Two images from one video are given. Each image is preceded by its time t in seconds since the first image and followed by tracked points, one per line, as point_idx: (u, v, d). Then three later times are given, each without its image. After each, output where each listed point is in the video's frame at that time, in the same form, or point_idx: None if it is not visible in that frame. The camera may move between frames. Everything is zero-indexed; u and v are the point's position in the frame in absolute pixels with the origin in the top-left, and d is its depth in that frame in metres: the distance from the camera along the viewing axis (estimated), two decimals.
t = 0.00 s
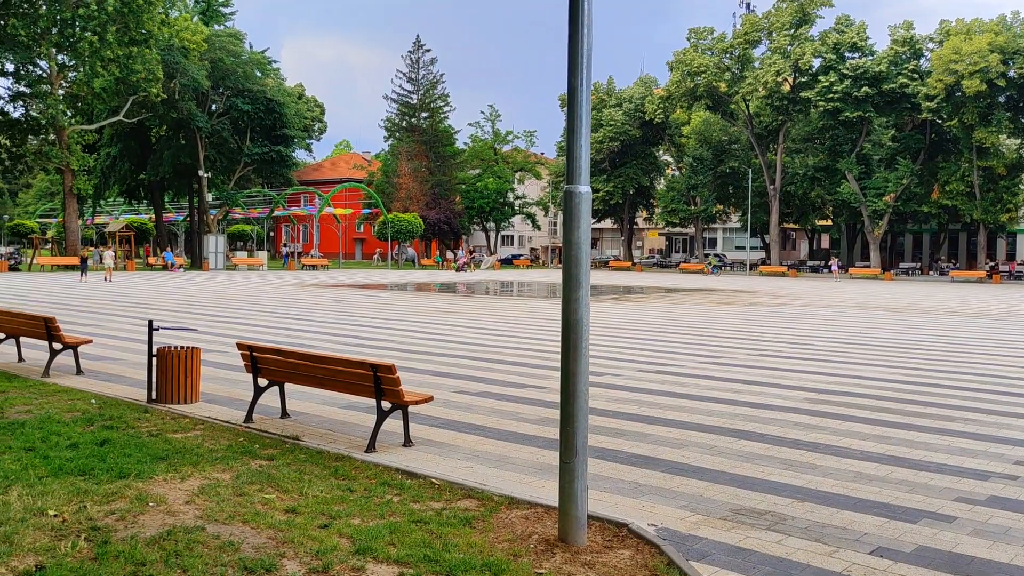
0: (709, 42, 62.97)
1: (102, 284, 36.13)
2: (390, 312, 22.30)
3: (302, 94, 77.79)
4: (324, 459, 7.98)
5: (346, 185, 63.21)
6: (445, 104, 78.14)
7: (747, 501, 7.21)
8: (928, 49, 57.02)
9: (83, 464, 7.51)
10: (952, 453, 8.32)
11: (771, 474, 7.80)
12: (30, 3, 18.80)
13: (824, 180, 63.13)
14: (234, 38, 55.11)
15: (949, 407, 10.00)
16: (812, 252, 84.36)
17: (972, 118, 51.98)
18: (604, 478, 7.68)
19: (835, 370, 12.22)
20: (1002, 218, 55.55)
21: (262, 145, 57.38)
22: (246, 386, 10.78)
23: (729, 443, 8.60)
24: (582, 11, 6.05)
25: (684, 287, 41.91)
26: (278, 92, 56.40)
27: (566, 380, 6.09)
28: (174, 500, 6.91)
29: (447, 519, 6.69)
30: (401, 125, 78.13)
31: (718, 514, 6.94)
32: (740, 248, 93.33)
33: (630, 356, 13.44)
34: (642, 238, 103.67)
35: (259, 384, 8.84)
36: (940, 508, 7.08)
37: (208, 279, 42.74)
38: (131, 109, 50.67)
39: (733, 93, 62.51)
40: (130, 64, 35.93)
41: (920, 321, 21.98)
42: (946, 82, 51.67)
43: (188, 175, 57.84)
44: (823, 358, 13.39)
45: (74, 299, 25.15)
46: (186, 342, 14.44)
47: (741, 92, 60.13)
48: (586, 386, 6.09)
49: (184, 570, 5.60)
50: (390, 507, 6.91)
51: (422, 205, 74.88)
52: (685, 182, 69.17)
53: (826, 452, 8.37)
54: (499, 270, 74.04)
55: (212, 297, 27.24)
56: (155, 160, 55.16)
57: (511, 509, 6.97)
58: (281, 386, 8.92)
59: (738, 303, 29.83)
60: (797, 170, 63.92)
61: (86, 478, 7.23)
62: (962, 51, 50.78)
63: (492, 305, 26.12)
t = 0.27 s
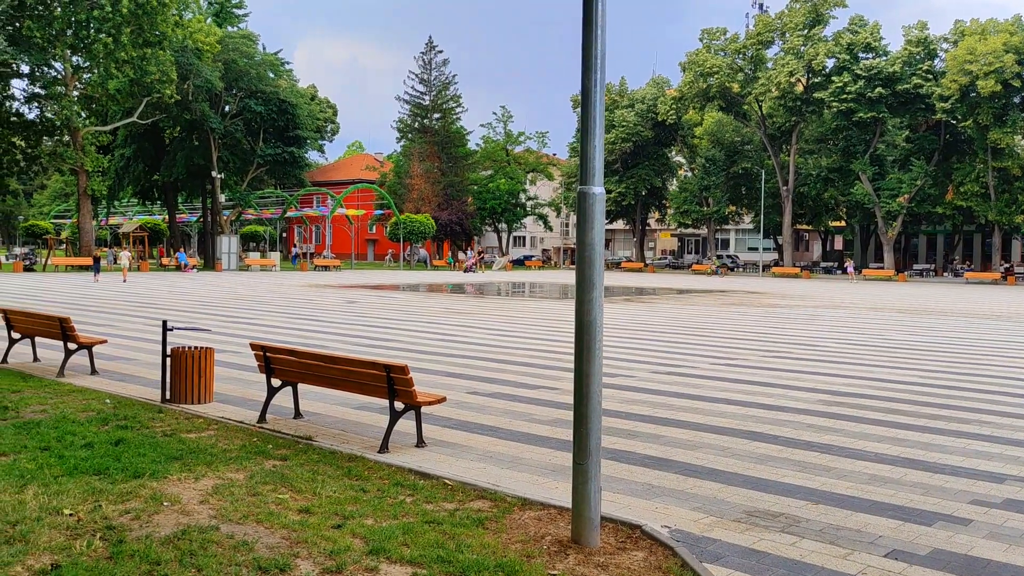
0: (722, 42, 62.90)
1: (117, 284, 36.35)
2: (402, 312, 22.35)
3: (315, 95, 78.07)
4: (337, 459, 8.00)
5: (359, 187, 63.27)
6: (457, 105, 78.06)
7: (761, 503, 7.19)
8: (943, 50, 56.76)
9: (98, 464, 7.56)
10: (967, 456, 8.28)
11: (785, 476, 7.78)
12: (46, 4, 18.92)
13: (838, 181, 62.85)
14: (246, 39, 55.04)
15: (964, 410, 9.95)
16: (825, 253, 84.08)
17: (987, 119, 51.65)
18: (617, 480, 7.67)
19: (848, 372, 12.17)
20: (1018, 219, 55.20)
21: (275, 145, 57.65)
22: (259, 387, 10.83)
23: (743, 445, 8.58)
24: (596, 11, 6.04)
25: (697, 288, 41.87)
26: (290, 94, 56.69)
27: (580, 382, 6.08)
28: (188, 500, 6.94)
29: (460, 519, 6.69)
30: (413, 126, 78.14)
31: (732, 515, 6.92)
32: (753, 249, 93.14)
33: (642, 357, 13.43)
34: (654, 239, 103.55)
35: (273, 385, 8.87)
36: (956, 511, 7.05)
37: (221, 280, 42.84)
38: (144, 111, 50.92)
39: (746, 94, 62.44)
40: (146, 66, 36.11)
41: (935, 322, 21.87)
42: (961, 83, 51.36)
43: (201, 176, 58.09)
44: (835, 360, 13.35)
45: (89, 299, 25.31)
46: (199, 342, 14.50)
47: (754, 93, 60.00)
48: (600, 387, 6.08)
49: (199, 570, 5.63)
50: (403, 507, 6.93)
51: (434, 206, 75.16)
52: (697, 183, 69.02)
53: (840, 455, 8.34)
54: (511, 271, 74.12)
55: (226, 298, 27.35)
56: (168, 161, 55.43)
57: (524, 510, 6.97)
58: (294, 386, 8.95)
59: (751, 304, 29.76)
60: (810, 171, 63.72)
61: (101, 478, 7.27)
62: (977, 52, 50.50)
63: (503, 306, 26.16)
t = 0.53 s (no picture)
0: (736, 43, 62.80)
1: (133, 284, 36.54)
2: (414, 313, 22.39)
3: (328, 96, 78.26)
4: (350, 459, 8.02)
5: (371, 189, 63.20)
6: (469, 106, 77.90)
7: (775, 505, 7.17)
8: (958, 50, 56.48)
9: (113, 463, 7.60)
10: (983, 459, 8.24)
11: (799, 478, 7.76)
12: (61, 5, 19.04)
13: (853, 183, 61.93)
14: (260, 41, 55.57)
15: (979, 412, 9.90)
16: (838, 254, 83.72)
17: (1003, 119, 51.25)
18: (631, 481, 7.66)
19: (861, 374, 12.12)
20: None
21: (288, 146, 57.86)
22: (273, 387, 10.87)
23: (757, 447, 8.56)
24: (610, 11, 6.03)
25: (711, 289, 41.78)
26: (304, 95, 56.87)
27: (593, 383, 6.08)
28: (203, 499, 6.97)
29: (473, 520, 6.69)
30: (426, 127, 78.26)
31: (746, 517, 6.90)
32: (766, 250, 92.94)
33: (655, 358, 13.41)
34: (666, 240, 103.39)
35: (287, 385, 8.90)
36: (971, 514, 7.01)
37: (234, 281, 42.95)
38: (159, 112, 51.24)
39: (759, 95, 62.36)
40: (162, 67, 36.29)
41: (950, 324, 21.76)
42: (976, 83, 51.03)
43: (215, 177, 58.35)
44: (848, 361, 13.30)
45: (104, 299, 25.47)
46: (213, 342, 14.56)
47: (767, 94, 59.87)
48: (613, 389, 6.07)
49: (214, 569, 5.66)
50: (417, 507, 6.94)
51: (447, 207, 75.17)
52: (710, 184, 68.85)
53: (854, 457, 8.30)
54: (524, 271, 74.13)
55: (240, 298, 27.46)
56: (182, 162, 55.70)
57: (537, 511, 6.97)
58: (308, 387, 8.98)
59: (765, 305, 29.66)
60: (824, 172, 63.52)
61: (117, 477, 7.31)
62: (993, 52, 50.16)
63: (515, 307, 26.16)
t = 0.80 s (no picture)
0: (749, 43, 62.62)
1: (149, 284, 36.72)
2: (427, 314, 22.43)
3: (341, 98, 78.41)
4: (364, 459, 8.05)
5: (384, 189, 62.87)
6: (482, 107, 77.82)
7: (788, 506, 7.15)
8: (973, 50, 56.12)
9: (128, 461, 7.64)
10: (998, 461, 8.19)
11: (812, 480, 7.74)
12: (77, 6, 19.15)
13: (866, 183, 61.85)
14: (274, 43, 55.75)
15: (994, 415, 9.85)
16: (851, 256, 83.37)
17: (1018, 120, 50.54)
18: (644, 482, 7.66)
19: (875, 375, 12.07)
20: None
21: (301, 147, 58.04)
22: (286, 386, 10.91)
23: (770, 448, 8.54)
24: (623, 12, 6.02)
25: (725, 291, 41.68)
26: (317, 96, 57.03)
27: (607, 384, 6.07)
28: (217, 498, 7.00)
29: (486, 520, 6.70)
30: (438, 128, 78.30)
31: (759, 519, 6.88)
32: (779, 251, 92.76)
33: (667, 359, 13.40)
34: (679, 242, 103.23)
35: (300, 385, 8.93)
36: (986, 516, 6.97)
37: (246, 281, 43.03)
38: (173, 112, 51.54)
39: (772, 95, 62.24)
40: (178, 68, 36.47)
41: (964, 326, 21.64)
42: (991, 84, 50.49)
43: (228, 178, 58.64)
44: (862, 363, 13.24)
45: (120, 300, 25.63)
46: (226, 341, 14.63)
47: (781, 94, 59.68)
48: (627, 390, 6.05)
49: (228, 567, 5.69)
50: (429, 507, 6.95)
51: (459, 208, 75.27)
52: (723, 185, 68.63)
53: (869, 459, 8.27)
54: (535, 272, 74.17)
55: (254, 298, 27.58)
56: (197, 162, 55.97)
57: (550, 511, 6.97)
58: (321, 386, 9.01)
59: (778, 307, 29.55)
60: (837, 173, 63.28)
61: (131, 476, 7.36)
62: (1009, 53, 49.52)
63: (527, 308, 26.17)
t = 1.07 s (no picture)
0: (762, 44, 62.42)
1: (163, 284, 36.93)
2: (439, 314, 22.46)
3: (353, 99, 78.67)
4: (376, 459, 8.06)
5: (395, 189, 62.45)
6: (494, 108, 78.15)
7: (801, 508, 7.13)
8: (988, 51, 55.69)
9: (142, 460, 7.69)
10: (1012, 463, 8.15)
11: (825, 481, 7.70)
12: (91, 8, 19.28)
13: (880, 184, 61.37)
14: (288, 44, 56.07)
15: (1008, 417, 9.79)
16: (864, 257, 82.97)
17: None
18: (656, 484, 7.64)
19: (888, 377, 12.01)
20: None
21: (314, 148, 58.22)
22: (299, 386, 10.94)
23: (783, 450, 8.52)
24: (637, 12, 6.02)
25: (738, 292, 41.60)
26: (329, 96, 57.19)
27: (619, 385, 6.06)
28: (230, 497, 7.03)
29: (498, 520, 6.71)
30: (450, 128, 78.47)
31: (771, 520, 6.85)
32: (792, 252, 92.49)
33: (678, 360, 13.39)
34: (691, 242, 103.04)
35: (312, 385, 8.96)
36: (1000, 518, 6.92)
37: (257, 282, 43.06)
38: (187, 113, 51.81)
39: (785, 96, 62.09)
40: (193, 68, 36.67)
41: (979, 327, 21.51)
42: (1006, 84, 49.59)
43: (241, 178, 58.90)
44: (874, 364, 13.18)
45: (134, 299, 25.78)
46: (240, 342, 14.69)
47: (794, 95, 59.45)
48: (639, 391, 6.04)
49: (241, 566, 5.71)
50: (441, 507, 6.96)
51: (471, 208, 75.18)
52: (735, 186, 68.37)
53: (882, 460, 8.23)
54: (547, 272, 74.21)
55: (267, 298, 27.68)
56: (210, 163, 56.22)
57: (562, 512, 6.97)
58: (333, 387, 9.04)
59: (791, 308, 29.47)
60: (851, 173, 63.04)
61: (145, 474, 7.40)
62: None
63: (539, 309, 26.15)
